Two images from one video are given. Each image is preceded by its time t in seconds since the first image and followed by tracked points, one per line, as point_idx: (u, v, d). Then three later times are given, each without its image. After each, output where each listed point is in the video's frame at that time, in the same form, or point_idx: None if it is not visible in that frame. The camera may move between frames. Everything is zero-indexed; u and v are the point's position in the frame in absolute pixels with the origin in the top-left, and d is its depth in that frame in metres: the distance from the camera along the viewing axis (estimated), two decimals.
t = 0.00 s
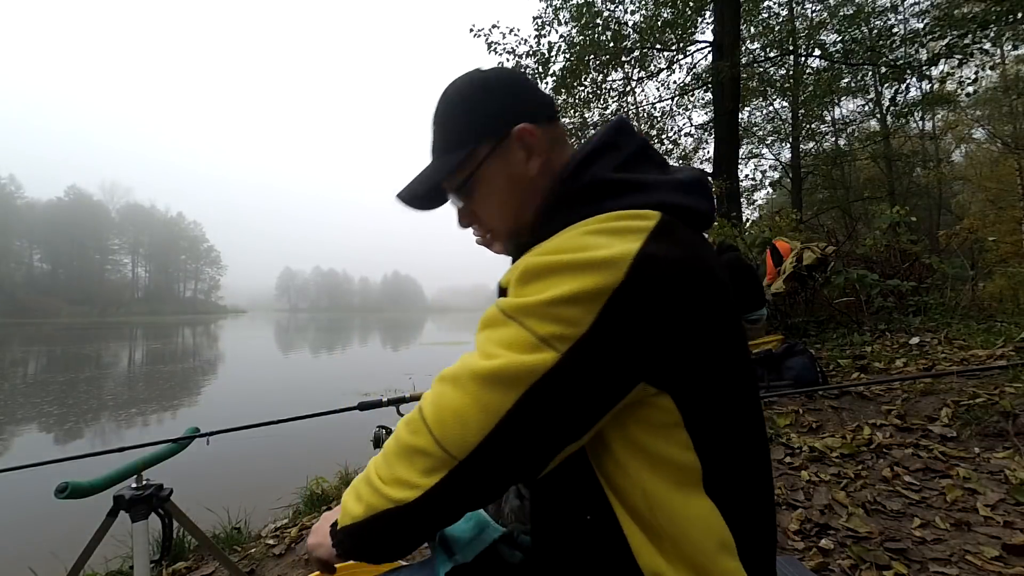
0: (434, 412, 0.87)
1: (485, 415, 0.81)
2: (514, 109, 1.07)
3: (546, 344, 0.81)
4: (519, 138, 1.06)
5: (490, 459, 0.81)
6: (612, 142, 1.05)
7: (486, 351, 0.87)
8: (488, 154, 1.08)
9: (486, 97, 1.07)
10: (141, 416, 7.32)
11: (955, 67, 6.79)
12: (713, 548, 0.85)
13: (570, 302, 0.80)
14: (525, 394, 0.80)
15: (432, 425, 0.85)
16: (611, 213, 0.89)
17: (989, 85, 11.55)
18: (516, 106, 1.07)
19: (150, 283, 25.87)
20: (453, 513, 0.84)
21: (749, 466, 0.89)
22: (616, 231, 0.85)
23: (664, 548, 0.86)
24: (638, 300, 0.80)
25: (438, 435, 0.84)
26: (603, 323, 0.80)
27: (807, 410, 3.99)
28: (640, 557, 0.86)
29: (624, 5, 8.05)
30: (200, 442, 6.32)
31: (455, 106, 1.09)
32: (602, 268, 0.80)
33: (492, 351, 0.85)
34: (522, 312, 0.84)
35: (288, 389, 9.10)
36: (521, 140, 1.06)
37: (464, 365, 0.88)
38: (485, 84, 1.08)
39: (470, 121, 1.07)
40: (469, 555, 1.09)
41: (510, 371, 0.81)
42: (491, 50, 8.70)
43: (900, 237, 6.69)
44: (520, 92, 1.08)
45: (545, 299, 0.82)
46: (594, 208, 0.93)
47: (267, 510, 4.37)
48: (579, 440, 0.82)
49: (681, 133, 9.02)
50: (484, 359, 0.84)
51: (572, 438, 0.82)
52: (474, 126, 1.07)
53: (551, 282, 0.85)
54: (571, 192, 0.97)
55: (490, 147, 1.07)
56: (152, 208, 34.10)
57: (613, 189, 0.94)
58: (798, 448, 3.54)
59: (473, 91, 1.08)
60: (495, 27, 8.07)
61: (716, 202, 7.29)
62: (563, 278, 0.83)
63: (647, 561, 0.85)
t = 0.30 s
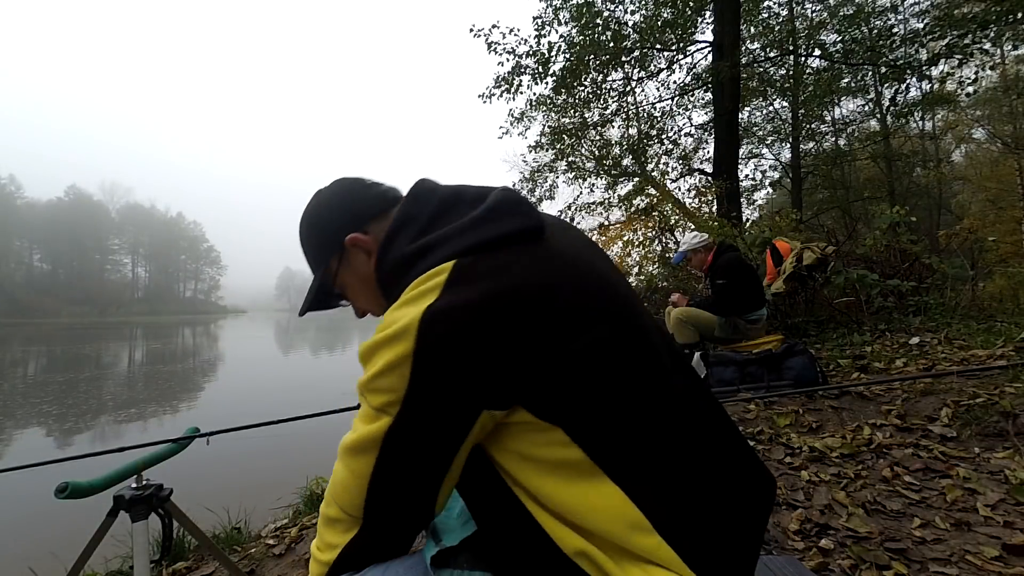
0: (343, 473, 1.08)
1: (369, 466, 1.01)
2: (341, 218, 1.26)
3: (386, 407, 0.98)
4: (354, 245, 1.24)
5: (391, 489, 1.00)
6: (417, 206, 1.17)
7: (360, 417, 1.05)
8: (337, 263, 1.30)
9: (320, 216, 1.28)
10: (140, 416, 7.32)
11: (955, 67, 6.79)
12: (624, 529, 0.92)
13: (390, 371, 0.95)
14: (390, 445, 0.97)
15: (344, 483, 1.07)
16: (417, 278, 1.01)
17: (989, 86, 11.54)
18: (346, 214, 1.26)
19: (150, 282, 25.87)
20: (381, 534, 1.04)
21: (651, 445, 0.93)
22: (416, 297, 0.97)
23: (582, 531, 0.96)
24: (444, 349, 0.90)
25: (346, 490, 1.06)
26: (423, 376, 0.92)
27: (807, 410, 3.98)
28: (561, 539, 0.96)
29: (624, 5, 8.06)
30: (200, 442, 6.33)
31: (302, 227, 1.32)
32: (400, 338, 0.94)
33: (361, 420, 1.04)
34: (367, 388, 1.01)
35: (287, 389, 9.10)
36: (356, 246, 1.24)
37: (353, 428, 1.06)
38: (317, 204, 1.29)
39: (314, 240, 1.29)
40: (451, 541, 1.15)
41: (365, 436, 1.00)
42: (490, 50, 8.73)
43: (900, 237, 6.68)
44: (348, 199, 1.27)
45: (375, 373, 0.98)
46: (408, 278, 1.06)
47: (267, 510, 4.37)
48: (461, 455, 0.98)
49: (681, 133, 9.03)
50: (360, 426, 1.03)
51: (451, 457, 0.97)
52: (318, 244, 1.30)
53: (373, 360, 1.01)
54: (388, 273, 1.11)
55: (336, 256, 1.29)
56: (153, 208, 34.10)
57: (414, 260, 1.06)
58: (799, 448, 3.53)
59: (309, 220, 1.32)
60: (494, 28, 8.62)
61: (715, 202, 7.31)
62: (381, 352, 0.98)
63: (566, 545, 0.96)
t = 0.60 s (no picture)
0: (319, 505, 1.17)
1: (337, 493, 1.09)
2: (292, 276, 1.40)
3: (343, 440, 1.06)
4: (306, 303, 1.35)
5: (362, 507, 1.09)
6: (352, 253, 1.27)
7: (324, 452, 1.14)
8: (294, 317, 1.44)
9: (272, 279, 1.41)
10: (140, 416, 7.31)
11: (955, 67, 6.79)
12: (591, 524, 0.95)
13: (341, 410, 1.04)
14: (350, 473, 1.05)
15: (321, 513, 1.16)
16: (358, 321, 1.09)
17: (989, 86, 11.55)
18: (293, 274, 1.40)
19: (149, 282, 25.85)
20: (365, 543, 1.14)
21: (600, 439, 0.98)
22: (355, 339, 1.05)
23: (551, 527, 0.98)
24: (383, 384, 0.98)
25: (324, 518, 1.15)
26: (369, 410, 1.00)
27: (807, 410, 3.98)
28: (534, 534, 0.99)
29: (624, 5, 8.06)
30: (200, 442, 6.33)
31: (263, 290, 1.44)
32: (343, 378, 1.02)
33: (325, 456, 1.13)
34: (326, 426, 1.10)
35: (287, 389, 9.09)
36: (307, 303, 1.36)
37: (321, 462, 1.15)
38: (269, 268, 1.43)
39: (271, 300, 1.43)
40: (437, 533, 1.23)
41: (328, 473, 1.09)
42: (490, 50, 8.80)
43: (900, 237, 6.68)
44: (293, 259, 1.40)
45: (327, 413, 1.07)
46: (351, 321, 1.15)
47: (267, 510, 4.37)
48: (420, 471, 1.06)
49: (681, 133, 9.03)
50: (325, 460, 1.12)
51: (410, 471, 1.06)
52: (276, 304, 1.44)
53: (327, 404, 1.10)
54: (333, 319, 1.20)
55: (293, 312, 1.43)
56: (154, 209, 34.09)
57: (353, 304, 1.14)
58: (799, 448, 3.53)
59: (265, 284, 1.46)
60: (494, 28, 9.01)
61: (716, 202, 7.31)
62: (330, 395, 1.07)
63: (538, 540, 0.98)
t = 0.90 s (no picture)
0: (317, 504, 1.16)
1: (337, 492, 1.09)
2: (293, 276, 1.40)
3: (342, 440, 1.06)
4: (306, 302, 1.35)
5: (362, 505, 1.09)
6: (352, 254, 1.27)
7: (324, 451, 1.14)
8: (293, 316, 1.44)
9: (272, 277, 1.41)
10: (140, 416, 7.31)
11: (955, 67, 6.79)
12: (591, 522, 0.95)
13: (341, 408, 1.04)
14: (351, 471, 1.05)
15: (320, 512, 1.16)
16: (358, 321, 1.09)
17: (988, 86, 11.54)
18: (292, 271, 1.40)
19: (149, 282, 25.86)
20: (366, 541, 1.14)
21: (600, 438, 0.98)
22: (356, 338, 1.05)
23: (551, 525, 0.98)
24: (384, 382, 0.98)
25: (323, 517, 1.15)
26: (370, 408, 1.00)
27: (807, 410, 3.98)
28: (534, 533, 0.99)
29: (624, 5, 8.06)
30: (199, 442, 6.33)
31: (261, 291, 1.45)
32: (343, 377, 1.02)
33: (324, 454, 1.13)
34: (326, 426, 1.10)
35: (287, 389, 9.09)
36: (308, 302, 1.35)
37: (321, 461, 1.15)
38: (269, 267, 1.43)
39: (269, 300, 1.43)
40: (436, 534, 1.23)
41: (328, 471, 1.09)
42: (491, 50, 8.83)
43: (900, 237, 6.68)
44: (295, 259, 1.40)
45: (328, 411, 1.07)
46: (352, 320, 1.14)
47: (267, 510, 4.37)
48: (420, 470, 1.07)
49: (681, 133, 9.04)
50: (325, 458, 1.11)
51: (409, 471, 1.06)
52: (275, 302, 1.43)
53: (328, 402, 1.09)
54: (333, 319, 1.20)
55: (292, 311, 1.43)
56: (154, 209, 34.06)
57: (353, 303, 1.14)
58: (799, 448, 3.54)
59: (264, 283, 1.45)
60: (494, 28, 8.99)
61: (716, 202, 7.32)
62: (331, 394, 1.07)
63: (539, 539, 0.98)
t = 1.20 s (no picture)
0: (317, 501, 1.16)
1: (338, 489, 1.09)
2: (294, 274, 1.40)
3: (342, 437, 1.06)
4: (309, 299, 1.35)
5: (363, 503, 1.09)
6: (354, 253, 1.27)
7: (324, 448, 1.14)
8: (295, 313, 1.44)
9: (272, 275, 1.41)
10: (140, 416, 7.32)
11: (955, 67, 6.79)
12: (590, 521, 0.95)
13: (343, 404, 1.04)
14: (352, 466, 1.05)
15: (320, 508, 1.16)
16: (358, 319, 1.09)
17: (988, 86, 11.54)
18: (293, 269, 1.40)
19: (149, 282, 25.88)
20: (365, 538, 1.14)
21: (601, 438, 0.99)
22: (357, 335, 1.05)
23: (552, 523, 0.98)
24: (385, 380, 0.98)
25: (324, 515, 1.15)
26: (371, 406, 1.00)
27: (807, 410, 3.98)
28: (535, 533, 0.99)
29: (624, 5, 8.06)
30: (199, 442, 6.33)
31: (263, 289, 1.45)
32: (344, 374, 1.02)
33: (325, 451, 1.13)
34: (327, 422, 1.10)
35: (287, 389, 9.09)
36: (310, 299, 1.36)
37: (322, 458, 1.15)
38: (270, 267, 1.43)
39: (270, 298, 1.43)
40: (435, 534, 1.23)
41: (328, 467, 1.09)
42: (491, 50, 8.83)
43: (900, 237, 6.68)
44: (296, 258, 1.40)
45: (329, 407, 1.06)
46: (353, 318, 1.14)
47: (267, 510, 4.37)
48: (421, 470, 1.06)
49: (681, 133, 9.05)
50: (326, 454, 1.12)
51: (409, 470, 1.05)
52: (275, 300, 1.43)
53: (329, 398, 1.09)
54: (334, 317, 1.21)
55: (294, 309, 1.43)
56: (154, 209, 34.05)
57: (352, 299, 1.14)
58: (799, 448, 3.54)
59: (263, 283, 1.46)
60: (495, 28, 8.97)
61: (716, 202, 7.33)
62: (331, 390, 1.07)
63: (540, 537, 0.98)
